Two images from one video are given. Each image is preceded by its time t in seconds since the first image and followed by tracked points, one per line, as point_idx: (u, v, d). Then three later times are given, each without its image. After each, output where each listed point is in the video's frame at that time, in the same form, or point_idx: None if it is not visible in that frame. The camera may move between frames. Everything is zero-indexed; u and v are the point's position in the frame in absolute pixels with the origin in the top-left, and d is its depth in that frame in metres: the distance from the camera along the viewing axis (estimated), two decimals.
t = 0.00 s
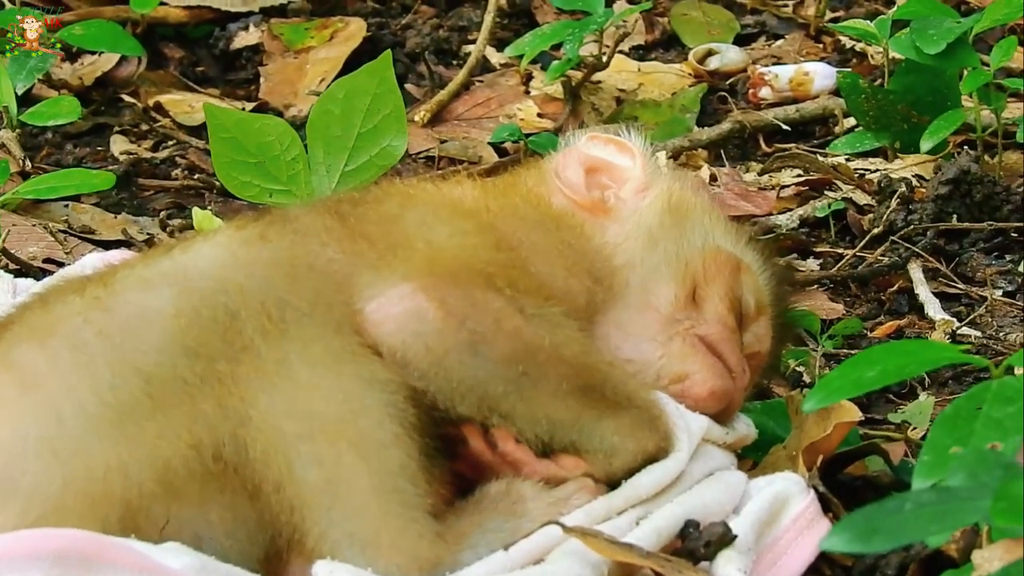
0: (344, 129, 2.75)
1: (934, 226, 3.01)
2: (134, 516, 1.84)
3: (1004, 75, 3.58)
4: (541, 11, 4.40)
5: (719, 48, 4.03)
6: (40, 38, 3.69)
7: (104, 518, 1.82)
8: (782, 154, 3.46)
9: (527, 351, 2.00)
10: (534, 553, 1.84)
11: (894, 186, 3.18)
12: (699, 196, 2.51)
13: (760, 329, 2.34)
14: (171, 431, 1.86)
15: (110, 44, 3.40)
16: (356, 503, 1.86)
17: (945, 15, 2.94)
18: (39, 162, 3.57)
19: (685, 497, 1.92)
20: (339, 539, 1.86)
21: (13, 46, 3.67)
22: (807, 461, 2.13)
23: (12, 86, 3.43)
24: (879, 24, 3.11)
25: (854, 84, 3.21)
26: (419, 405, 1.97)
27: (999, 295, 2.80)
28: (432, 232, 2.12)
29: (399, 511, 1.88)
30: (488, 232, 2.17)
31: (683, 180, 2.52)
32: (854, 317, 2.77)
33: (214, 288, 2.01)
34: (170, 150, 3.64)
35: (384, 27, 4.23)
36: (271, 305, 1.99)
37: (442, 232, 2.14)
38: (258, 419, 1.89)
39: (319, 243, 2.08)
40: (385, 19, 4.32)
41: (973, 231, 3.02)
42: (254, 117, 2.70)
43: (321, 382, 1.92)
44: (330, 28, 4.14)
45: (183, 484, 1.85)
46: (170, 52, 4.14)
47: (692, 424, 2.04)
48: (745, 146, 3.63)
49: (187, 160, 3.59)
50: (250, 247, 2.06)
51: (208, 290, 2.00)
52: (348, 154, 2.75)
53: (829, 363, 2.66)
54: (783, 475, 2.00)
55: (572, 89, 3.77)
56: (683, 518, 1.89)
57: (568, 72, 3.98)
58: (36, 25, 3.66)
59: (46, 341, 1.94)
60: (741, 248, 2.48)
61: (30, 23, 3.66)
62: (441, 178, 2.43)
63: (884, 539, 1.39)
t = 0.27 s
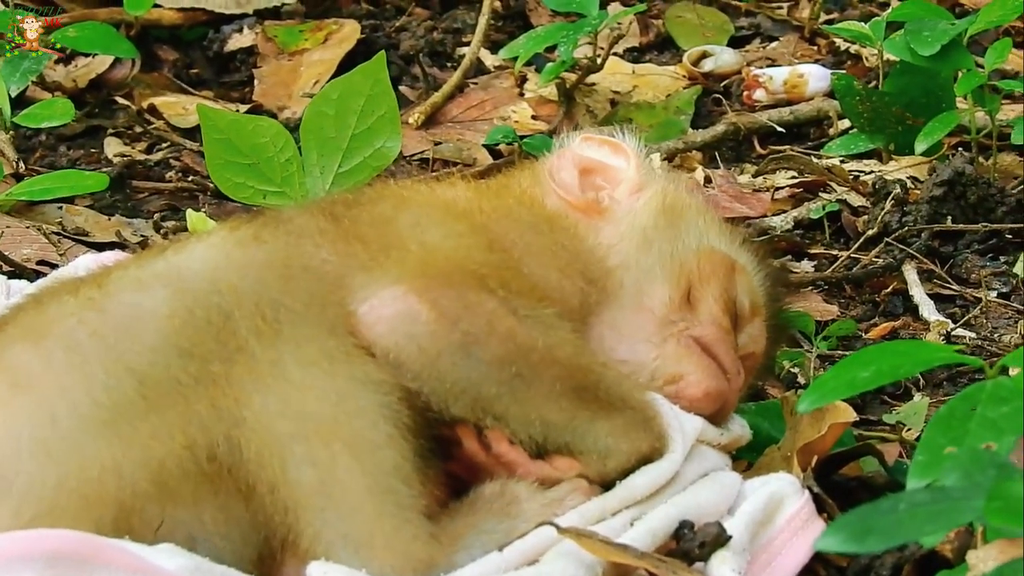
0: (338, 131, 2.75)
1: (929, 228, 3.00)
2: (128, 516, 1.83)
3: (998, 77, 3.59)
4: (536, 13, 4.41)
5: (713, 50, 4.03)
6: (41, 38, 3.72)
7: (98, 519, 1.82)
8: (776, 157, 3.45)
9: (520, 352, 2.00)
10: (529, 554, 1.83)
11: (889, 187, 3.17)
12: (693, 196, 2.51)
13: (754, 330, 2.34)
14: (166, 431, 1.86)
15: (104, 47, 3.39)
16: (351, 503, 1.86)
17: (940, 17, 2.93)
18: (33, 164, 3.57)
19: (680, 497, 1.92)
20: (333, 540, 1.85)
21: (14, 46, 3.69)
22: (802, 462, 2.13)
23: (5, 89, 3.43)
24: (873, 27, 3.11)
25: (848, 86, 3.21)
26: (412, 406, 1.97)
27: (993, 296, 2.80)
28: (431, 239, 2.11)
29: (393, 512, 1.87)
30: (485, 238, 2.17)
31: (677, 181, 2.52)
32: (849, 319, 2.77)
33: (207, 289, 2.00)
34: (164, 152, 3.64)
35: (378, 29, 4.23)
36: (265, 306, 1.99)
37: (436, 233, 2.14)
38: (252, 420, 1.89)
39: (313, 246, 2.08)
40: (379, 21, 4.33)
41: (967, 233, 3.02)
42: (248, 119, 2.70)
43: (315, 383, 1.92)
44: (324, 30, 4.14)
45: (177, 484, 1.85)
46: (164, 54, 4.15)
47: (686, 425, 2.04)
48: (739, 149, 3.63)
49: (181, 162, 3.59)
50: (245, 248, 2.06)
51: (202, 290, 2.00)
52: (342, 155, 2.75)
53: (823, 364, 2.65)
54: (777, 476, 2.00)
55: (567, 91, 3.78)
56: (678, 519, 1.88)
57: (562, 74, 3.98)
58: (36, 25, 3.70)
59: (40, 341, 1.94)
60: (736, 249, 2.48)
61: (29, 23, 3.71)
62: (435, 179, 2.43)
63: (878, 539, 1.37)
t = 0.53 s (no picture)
0: (333, 131, 2.75)
1: (924, 228, 3.00)
2: (122, 516, 1.82)
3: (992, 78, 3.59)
4: (530, 14, 4.41)
5: (708, 51, 4.04)
6: (40, 38, 3.72)
7: (92, 519, 1.80)
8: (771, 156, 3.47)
9: (515, 353, 1.99)
10: (524, 554, 1.83)
11: (884, 188, 3.15)
12: (687, 197, 2.52)
13: (748, 330, 2.34)
14: (160, 431, 1.85)
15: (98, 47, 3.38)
16: (345, 504, 1.85)
17: (935, 17, 2.94)
18: (27, 164, 3.56)
19: (675, 497, 1.92)
20: (328, 540, 1.84)
21: (14, 47, 3.69)
22: (797, 462, 2.13)
23: None
24: (868, 27, 3.11)
25: (843, 86, 3.21)
26: (407, 406, 1.97)
27: (988, 297, 2.80)
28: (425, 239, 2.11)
29: (387, 513, 1.86)
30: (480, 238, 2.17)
31: (671, 181, 2.52)
32: (844, 319, 2.77)
33: (202, 289, 2.00)
34: (158, 152, 3.63)
35: (372, 30, 4.24)
36: (260, 306, 1.98)
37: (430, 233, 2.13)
38: (247, 420, 1.88)
39: (308, 246, 2.07)
40: (373, 21, 4.33)
41: (962, 233, 3.03)
42: (242, 119, 2.69)
43: (310, 383, 1.91)
44: (318, 30, 4.14)
45: (172, 484, 1.84)
46: (158, 55, 4.14)
47: (682, 424, 2.05)
48: (734, 149, 3.63)
49: (175, 163, 3.58)
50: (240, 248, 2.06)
51: (197, 291, 1.99)
52: (337, 155, 2.75)
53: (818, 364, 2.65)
54: (772, 476, 2.00)
55: (561, 92, 3.78)
56: (673, 519, 1.88)
57: (556, 74, 3.98)
58: (36, 25, 3.73)
59: (35, 342, 1.94)
60: (730, 249, 2.48)
61: (29, 23, 3.74)
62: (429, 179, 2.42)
63: (873, 539, 1.38)
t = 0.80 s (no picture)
0: (331, 129, 2.74)
1: (922, 228, 3.01)
2: (121, 515, 1.82)
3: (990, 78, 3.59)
4: (528, 13, 4.40)
5: (706, 50, 4.04)
6: (40, 38, 3.71)
7: (91, 517, 1.80)
8: (768, 156, 3.47)
9: (513, 351, 1.99)
10: (523, 552, 1.83)
11: (882, 187, 3.16)
12: (686, 196, 2.51)
13: (747, 329, 2.33)
14: (159, 430, 1.85)
15: (96, 45, 3.37)
16: (344, 502, 1.85)
17: (933, 17, 2.94)
18: (25, 162, 3.55)
19: (673, 496, 1.92)
20: (326, 537, 1.85)
21: (14, 46, 3.68)
22: (796, 461, 2.13)
23: None
24: (866, 27, 3.11)
25: (842, 85, 3.21)
26: (406, 405, 1.96)
27: (986, 296, 2.80)
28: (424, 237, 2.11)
29: (386, 511, 1.86)
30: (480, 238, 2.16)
31: (670, 180, 2.52)
32: (842, 319, 2.77)
33: (200, 288, 1.99)
34: (155, 151, 3.62)
35: (370, 29, 4.23)
36: (257, 303, 1.98)
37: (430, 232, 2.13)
38: (245, 418, 1.88)
39: (305, 246, 2.06)
40: (370, 20, 4.32)
41: (960, 233, 3.03)
42: (241, 117, 2.69)
43: (308, 382, 1.91)
44: (316, 29, 4.13)
45: (171, 483, 1.84)
46: (155, 54, 4.13)
47: (680, 424, 2.04)
48: (731, 148, 3.63)
49: (173, 161, 3.57)
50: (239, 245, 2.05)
51: (195, 289, 1.99)
52: (335, 154, 2.75)
53: (817, 364, 2.65)
54: (771, 474, 2.00)
55: (559, 91, 3.78)
56: (672, 517, 1.88)
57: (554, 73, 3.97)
58: (36, 25, 3.71)
59: (33, 340, 1.93)
60: (729, 248, 2.48)
61: (29, 22, 3.72)
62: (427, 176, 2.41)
63: (873, 538, 1.37)
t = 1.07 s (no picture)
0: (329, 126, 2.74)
1: (920, 226, 3.01)
2: (123, 508, 1.89)
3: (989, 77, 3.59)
4: (526, 11, 4.40)
5: (704, 49, 4.03)
6: (41, 39, 3.69)
7: (95, 510, 1.87)
8: (766, 154, 3.47)
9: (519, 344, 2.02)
10: (521, 550, 1.86)
11: (880, 186, 3.19)
12: (680, 192, 2.50)
13: (744, 324, 2.33)
14: (163, 426, 1.90)
15: (95, 44, 3.36)
16: (346, 501, 1.91)
17: (931, 14, 2.93)
18: (24, 161, 3.55)
19: (673, 493, 1.93)
20: (328, 534, 1.90)
21: (13, 46, 3.66)
22: (795, 459, 2.13)
23: None
24: (865, 24, 3.11)
25: (840, 83, 3.20)
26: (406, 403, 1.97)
27: (985, 295, 2.81)
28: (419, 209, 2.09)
29: (388, 508, 1.92)
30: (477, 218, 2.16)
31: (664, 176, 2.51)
32: (841, 317, 2.77)
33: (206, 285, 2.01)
34: (154, 149, 3.62)
35: (368, 27, 4.23)
36: (263, 300, 2.01)
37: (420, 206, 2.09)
38: (250, 415, 1.92)
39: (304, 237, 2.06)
40: (369, 18, 4.32)
41: (959, 231, 3.02)
42: (240, 115, 2.69)
43: (314, 379, 1.95)
44: (315, 28, 4.14)
45: (172, 478, 1.91)
46: (154, 52, 4.13)
47: (678, 418, 2.03)
48: (730, 147, 3.63)
49: (171, 160, 3.57)
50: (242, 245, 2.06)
51: (199, 286, 2.01)
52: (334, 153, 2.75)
53: (816, 362, 2.64)
54: (770, 473, 2.00)
55: (558, 89, 3.78)
56: (672, 515, 1.89)
57: (553, 70, 3.97)
58: (37, 26, 3.68)
59: (38, 333, 1.96)
60: (725, 242, 2.47)
61: (29, 23, 3.70)
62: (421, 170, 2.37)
63: (871, 536, 1.38)
